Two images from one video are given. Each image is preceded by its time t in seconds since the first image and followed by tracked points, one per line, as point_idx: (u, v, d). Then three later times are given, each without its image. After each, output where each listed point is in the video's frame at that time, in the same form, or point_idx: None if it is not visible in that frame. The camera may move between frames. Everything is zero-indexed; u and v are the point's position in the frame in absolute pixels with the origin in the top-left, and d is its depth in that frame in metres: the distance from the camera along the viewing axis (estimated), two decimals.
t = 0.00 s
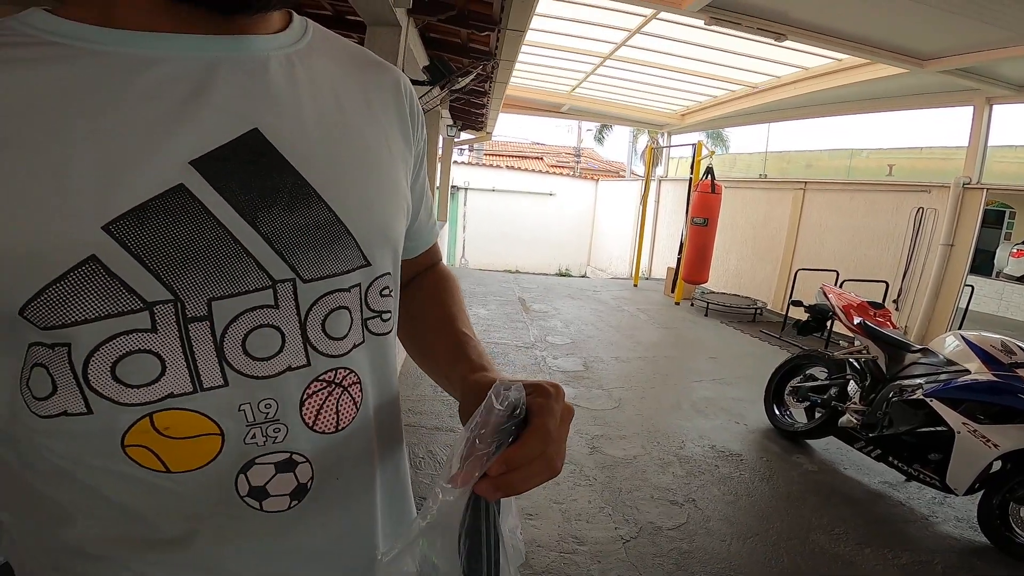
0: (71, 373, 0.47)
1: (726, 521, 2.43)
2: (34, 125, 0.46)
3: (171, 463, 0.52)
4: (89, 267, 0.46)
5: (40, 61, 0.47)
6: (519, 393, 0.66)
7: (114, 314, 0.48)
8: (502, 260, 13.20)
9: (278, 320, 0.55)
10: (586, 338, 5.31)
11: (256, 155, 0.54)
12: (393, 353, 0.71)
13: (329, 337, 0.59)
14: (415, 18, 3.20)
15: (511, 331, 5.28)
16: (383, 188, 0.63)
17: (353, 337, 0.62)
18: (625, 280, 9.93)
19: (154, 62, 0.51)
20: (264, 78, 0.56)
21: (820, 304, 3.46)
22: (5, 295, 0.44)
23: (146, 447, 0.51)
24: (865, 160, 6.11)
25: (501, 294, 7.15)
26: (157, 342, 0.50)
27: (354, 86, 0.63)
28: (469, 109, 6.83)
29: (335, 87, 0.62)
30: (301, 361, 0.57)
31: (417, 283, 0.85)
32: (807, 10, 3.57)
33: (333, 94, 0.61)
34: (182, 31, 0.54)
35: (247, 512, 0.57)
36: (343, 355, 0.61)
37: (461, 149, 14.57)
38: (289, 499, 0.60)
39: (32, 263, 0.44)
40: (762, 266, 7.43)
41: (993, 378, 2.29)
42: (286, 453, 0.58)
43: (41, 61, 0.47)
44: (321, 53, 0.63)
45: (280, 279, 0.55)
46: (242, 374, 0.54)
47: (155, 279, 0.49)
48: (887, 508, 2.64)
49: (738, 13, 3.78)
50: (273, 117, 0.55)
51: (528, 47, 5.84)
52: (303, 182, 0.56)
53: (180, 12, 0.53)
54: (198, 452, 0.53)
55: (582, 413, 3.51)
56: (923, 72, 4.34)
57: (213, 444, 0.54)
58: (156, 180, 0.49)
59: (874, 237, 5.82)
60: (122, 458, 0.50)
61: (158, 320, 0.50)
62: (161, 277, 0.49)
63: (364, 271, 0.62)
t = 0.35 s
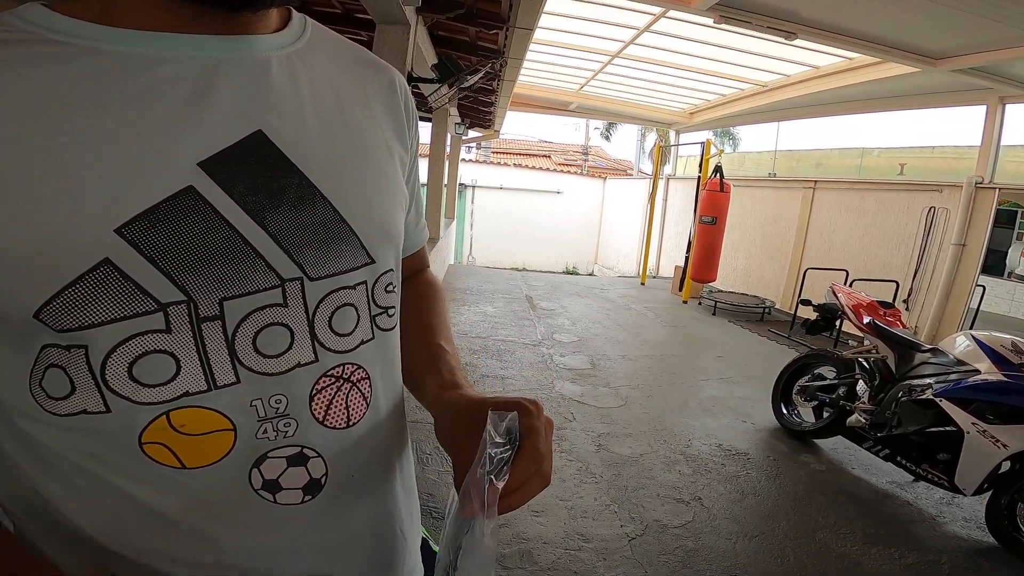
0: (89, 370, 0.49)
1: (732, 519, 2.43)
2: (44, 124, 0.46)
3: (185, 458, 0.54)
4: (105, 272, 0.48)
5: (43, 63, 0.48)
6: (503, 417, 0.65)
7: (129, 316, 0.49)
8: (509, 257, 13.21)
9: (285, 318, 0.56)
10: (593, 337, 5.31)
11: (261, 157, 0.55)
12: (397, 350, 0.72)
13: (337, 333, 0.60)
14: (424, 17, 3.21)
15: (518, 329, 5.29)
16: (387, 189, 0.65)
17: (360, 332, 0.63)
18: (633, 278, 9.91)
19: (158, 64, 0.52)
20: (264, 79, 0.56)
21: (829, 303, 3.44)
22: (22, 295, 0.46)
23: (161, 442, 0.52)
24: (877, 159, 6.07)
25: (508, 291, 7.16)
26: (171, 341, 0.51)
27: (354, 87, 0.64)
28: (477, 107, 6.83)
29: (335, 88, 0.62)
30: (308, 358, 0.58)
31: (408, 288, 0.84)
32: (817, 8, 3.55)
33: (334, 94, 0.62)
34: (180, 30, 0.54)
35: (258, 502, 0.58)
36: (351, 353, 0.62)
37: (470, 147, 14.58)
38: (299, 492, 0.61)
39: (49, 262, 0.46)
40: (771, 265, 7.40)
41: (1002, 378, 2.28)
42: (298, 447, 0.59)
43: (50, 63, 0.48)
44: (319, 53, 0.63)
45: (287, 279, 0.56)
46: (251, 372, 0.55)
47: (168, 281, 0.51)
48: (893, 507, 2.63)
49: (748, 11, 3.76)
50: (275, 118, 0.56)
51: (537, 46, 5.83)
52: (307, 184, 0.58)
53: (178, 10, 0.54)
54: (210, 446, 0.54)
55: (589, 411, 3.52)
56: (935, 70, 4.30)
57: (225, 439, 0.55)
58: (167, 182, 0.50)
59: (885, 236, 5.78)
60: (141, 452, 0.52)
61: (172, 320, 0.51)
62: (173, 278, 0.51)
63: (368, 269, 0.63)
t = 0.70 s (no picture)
0: (168, 351, 0.46)
1: (730, 515, 2.44)
2: (99, 112, 0.44)
3: (237, 437, 0.52)
4: (184, 251, 0.46)
5: (83, 49, 0.45)
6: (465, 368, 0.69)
7: (208, 294, 0.48)
8: (510, 252, 13.22)
9: (318, 294, 0.57)
10: (593, 332, 5.32)
11: (291, 151, 0.57)
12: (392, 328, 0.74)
13: (356, 309, 0.62)
14: (427, 12, 3.21)
15: (519, 324, 5.31)
16: (382, 188, 0.68)
17: (369, 310, 0.65)
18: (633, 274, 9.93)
19: (196, 60, 0.51)
20: (281, 81, 0.58)
21: (829, 300, 3.44)
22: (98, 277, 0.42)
23: (224, 422, 0.50)
24: (879, 156, 6.06)
25: (509, 286, 7.18)
26: (233, 318, 0.50)
27: (343, 91, 0.67)
28: (479, 101, 6.83)
29: (335, 91, 0.65)
30: (336, 332, 0.59)
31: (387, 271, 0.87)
32: (822, 5, 3.53)
33: (337, 102, 0.64)
34: (208, 27, 0.53)
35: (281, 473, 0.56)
36: (366, 326, 0.64)
37: (471, 141, 14.58)
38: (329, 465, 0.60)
39: (136, 242, 0.44)
40: (771, 262, 7.40)
41: (1002, 375, 2.29)
42: (328, 417, 0.60)
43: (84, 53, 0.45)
44: (317, 57, 0.65)
45: (319, 259, 0.58)
46: (296, 347, 0.55)
47: (235, 260, 0.50)
48: (892, 504, 2.64)
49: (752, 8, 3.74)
50: (292, 116, 0.58)
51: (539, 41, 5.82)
52: (329, 176, 0.60)
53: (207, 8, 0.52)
54: (257, 421, 0.53)
55: (589, 406, 3.53)
56: (937, 68, 4.30)
57: (265, 415, 0.53)
58: (223, 170, 0.50)
59: (886, 233, 5.78)
60: (201, 433, 0.49)
61: (235, 297, 0.50)
62: (238, 256, 0.50)
63: (375, 252, 0.67)
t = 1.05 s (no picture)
0: (226, 339, 0.47)
1: (733, 509, 2.45)
2: (145, 111, 0.45)
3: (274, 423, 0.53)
4: (237, 245, 0.48)
5: (120, 46, 0.46)
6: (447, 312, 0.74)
7: (259, 285, 0.50)
8: (509, 248, 13.22)
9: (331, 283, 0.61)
10: (594, 327, 5.33)
11: (308, 150, 0.58)
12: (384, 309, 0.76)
13: (361, 297, 0.66)
14: (424, 10, 3.19)
15: (520, 320, 5.31)
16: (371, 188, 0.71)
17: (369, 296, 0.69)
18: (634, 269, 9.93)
19: (222, 60, 0.52)
20: (293, 83, 0.59)
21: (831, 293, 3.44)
22: (153, 271, 0.42)
23: (268, 408, 0.52)
24: (878, 149, 6.05)
25: (509, 282, 7.18)
26: (275, 308, 0.52)
27: (332, 95, 0.69)
28: (477, 98, 6.82)
29: (327, 99, 0.66)
30: (348, 318, 0.63)
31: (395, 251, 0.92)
32: None
33: (331, 107, 0.66)
34: (228, 27, 0.54)
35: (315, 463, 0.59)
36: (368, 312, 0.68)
37: (470, 137, 14.55)
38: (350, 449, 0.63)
39: (194, 238, 0.45)
40: (771, 255, 7.40)
41: (1004, 367, 2.30)
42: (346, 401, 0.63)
43: (121, 50, 0.45)
44: (308, 63, 0.66)
45: (333, 251, 0.61)
46: (318, 333, 0.59)
47: (277, 252, 0.52)
48: (895, 497, 2.65)
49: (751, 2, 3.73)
50: (309, 116, 0.59)
51: (537, 37, 5.80)
52: (337, 172, 0.63)
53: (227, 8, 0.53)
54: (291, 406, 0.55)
55: (591, 401, 3.54)
56: (935, 61, 4.29)
57: (295, 402, 0.56)
58: (259, 169, 0.51)
59: (886, 226, 5.78)
60: (248, 420, 0.50)
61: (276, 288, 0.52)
62: (278, 248, 0.52)
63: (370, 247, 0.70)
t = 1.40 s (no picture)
0: (222, 336, 0.48)
1: (732, 508, 2.46)
2: (156, 99, 0.45)
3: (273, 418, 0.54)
4: (237, 240, 0.48)
5: (128, 31, 0.46)
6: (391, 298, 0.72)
7: (257, 284, 0.50)
8: (509, 246, 13.23)
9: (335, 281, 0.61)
10: (594, 325, 5.33)
11: (316, 145, 0.58)
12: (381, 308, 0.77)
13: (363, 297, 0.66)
14: (424, 7, 3.18)
15: (520, 318, 5.31)
16: (376, 188, 0.71)
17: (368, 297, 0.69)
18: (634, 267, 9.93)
19: (230, 53, 0.52)
20: (300, 80, 0.59)
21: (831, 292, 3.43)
22: (156, 263, 0.43)
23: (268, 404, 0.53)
24: (880, 149, 6.05)
25: (509, 280, 7.18)
26: (277, 306, 0.52)
27: (341, 95, 0.69)
28: (477, 96, 6.81)
29: (337, 100, 0.67)
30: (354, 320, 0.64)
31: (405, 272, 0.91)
32: None
33: (340, 105, 0.67)
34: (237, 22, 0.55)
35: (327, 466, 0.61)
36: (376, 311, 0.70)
37: (470, 135, 14.54)
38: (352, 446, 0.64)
39: (197, 231, 0.45)
40: (772, 254, 7.40)
41: (1004, 367, 2.30)
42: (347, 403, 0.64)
43: (129, 37, 0.46)
44: (317, 62, 0.67)
45: (337, 250, 0.61)
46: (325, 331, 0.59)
47: (278, 248, 0.52)
48: (894, 497, 2.66)
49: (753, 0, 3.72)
50: (318, 113, 0.60)
51: (538, 34, 5.78)
52: (344, 172, 0.63)
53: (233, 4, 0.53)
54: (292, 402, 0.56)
55: (591, 399, 3.54)
56: (937, 61, 4.28)
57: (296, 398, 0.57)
58: (262, 163, 0.51)
59: (886, 225, 5.77)
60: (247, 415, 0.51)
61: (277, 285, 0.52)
62: (280, 245, 0.52)
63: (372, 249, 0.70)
